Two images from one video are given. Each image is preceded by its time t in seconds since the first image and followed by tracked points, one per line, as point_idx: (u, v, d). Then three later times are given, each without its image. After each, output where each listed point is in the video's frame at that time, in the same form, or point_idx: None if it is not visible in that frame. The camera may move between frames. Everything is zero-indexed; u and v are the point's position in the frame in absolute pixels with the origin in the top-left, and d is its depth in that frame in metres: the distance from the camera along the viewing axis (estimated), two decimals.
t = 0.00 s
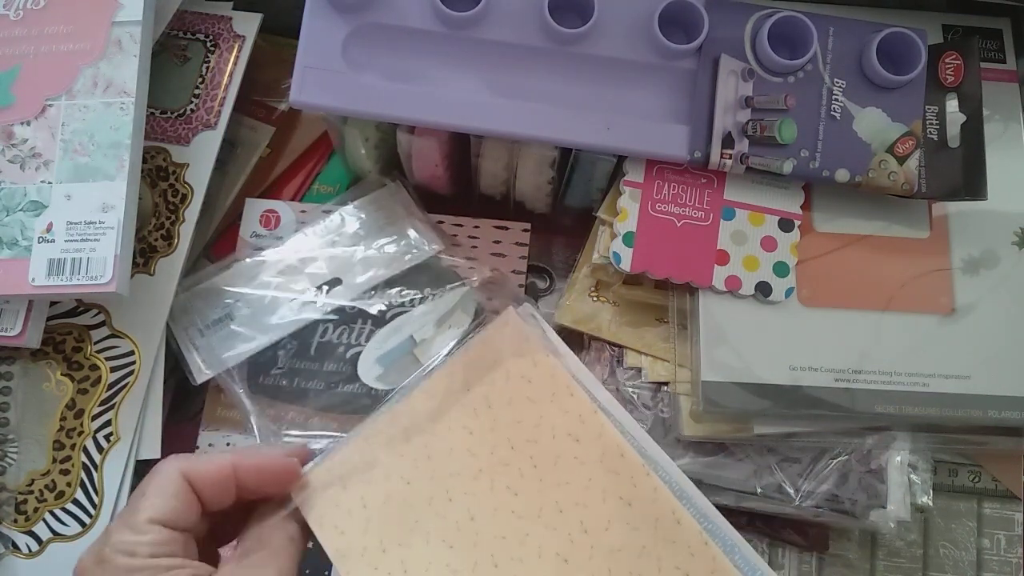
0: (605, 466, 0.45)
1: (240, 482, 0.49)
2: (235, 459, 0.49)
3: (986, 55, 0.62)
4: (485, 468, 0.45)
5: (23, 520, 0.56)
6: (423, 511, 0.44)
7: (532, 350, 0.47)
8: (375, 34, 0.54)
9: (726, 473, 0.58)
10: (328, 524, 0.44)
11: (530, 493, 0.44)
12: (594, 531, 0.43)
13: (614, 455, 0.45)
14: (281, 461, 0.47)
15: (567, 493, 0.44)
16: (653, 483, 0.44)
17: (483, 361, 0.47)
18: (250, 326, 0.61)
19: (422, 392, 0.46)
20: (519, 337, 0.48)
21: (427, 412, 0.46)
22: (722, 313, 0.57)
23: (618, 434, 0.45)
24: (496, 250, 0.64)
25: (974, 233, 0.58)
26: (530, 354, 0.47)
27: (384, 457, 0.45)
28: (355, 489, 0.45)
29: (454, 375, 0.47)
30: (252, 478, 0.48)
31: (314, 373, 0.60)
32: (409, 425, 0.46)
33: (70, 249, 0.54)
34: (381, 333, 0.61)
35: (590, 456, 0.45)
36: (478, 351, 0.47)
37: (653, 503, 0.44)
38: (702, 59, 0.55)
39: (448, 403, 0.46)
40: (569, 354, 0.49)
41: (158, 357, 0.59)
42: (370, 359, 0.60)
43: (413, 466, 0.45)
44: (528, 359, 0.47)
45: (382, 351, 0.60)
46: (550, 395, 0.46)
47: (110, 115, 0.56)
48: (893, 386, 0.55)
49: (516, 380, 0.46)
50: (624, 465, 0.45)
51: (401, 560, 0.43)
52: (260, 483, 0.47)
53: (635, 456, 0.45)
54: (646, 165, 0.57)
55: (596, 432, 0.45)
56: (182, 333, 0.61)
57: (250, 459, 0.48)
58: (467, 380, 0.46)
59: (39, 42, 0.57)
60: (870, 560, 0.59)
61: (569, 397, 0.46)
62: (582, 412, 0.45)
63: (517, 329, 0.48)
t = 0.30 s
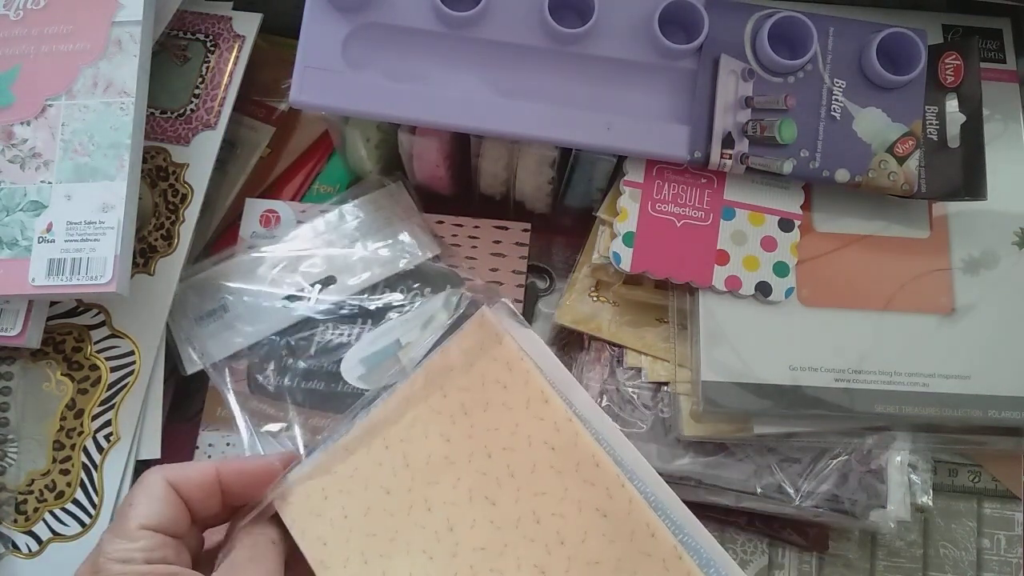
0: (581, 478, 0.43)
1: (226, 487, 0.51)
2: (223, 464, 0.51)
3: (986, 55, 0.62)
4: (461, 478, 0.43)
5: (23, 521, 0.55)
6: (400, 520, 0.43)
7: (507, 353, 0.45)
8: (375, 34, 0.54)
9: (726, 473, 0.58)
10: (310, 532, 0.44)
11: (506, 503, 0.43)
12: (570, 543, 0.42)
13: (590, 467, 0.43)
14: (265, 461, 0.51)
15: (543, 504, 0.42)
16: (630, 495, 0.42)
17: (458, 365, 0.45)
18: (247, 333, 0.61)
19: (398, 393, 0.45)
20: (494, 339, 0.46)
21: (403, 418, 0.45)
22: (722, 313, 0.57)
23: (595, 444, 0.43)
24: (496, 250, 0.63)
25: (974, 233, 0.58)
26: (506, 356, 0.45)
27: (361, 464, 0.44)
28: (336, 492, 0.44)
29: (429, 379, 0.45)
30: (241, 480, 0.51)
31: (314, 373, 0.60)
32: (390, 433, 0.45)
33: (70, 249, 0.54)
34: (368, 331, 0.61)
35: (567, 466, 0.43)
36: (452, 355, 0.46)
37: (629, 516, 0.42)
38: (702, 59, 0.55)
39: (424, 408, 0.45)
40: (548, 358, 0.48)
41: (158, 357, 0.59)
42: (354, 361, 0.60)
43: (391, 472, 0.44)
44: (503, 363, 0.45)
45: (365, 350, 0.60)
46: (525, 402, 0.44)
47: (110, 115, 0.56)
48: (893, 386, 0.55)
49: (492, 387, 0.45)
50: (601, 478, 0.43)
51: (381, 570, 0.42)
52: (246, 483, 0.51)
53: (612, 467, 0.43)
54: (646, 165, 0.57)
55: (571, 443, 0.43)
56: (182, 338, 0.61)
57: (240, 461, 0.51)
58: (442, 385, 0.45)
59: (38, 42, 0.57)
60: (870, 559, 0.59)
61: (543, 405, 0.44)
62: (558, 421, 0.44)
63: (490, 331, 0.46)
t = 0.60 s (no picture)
0: (598, 463, 0.42)
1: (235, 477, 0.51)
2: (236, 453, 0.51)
3: (986, 55, 0.62)
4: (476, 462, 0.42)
5: (23, 521, 0.55)
6: (411, 504, 0.41)
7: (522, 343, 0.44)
8: (375, 34, 0.54)
9: (726, 473, 0.58)
10: (316, 514, 0.42)
11: (521, 487, 0.42)
12: (586, 528, 0.41)
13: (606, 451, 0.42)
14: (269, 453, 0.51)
15: (560, 488, 0.41)
16: (647, 480, 0.42)
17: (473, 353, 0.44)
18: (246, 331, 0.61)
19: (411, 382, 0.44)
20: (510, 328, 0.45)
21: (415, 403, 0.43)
22: (722, 313, 0.57)
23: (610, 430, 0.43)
24: (496, 250, 0.63)
25: (974, 233, 0.58)
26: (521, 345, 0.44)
27: (370, 447, 0.42)
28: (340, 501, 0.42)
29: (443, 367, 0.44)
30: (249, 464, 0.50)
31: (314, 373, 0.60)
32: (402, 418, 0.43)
33: (70, 249, 0.54)
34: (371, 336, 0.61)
35: (583, 452, 0.42)
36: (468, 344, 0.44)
37: (646, 500, 0.41)
38: (702, 59, 0.55)
39: (437, 394, 0.43)
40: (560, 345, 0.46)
41: (158, 357, 0.59)
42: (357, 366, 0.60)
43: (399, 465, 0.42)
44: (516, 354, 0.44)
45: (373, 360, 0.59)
46: (541, 391, 0.43)
47: (109, 115, 0.56)
48: (893, 386, 0.55)
49: (508, 375, 0.43)
50: (618, 462, 0.42)
51: (392, 552, 0.41)
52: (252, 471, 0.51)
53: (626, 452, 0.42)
54: (646, 165, 0.57)
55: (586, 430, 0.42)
56: (181, 338, 0.61)
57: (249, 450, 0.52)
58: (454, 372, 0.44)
59: (39, 42, 0.57)
60: (870, 559, 0.59)
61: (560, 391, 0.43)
62: (573, 408, 0.43)
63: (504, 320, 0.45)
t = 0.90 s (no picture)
0: (606, 447, 0.46)
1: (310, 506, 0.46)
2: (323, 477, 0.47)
3: (986, 55, 0.62)
4: (493, 445, 0.47)
5: (23, 520, 0.56)
6: (428, 486, 0.46)
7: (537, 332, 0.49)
8: (375, 34, 0.54)
9: (726, 472, 0.58)
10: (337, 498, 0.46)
11: (532, 470, 0.46)
12: (593, 509, 0.45)
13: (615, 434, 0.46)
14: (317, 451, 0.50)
15: (568, 470, 0.46)
16: (653, 461, 0.46)
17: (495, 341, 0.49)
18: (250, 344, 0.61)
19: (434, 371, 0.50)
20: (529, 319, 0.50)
21: (440, 390, 0.49)
22: (722, 313, 0.57)
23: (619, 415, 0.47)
24: (496, 250, 0.63)
25: (974, 233, 0.58)
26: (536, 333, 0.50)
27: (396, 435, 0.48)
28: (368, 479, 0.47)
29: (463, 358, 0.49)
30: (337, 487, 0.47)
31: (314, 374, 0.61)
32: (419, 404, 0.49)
33: (70, 249, 0.54)
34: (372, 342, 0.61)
35: (592, 435, 0.46)
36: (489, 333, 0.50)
37: (651, 480, 0.45)
38: (702, 59, 0.55)
39: (461, 384, 0.49)
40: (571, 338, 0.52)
41: (158, 357, 0.59)
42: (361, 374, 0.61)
43: (422, 444, 0.47)
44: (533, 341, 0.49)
45: (384, 374, 0.60)
46: (553, 376, 0.48)
47: (109, 115, 0.56)
48: (893, 386, 0.55)
49: (522, 363, 0.49)
50: (626, 446, 0.46)
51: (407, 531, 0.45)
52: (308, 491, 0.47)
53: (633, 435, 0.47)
54: (646, 165, 0.57)
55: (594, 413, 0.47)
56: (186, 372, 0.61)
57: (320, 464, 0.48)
58: (476, 361, 0.49)
59: (38, 42, 0.57)
60: (870, 559, 0.59)
61: (573, 377, 0.48)
62: (585, 393, 0.47)
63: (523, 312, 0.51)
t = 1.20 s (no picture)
0: (619, 443, 0.43)
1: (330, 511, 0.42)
2: (365, 483, 0.43)
3: (986, 55, 0.62)
4: (499, 440, 0.43)
5: (23, 520, 0.55)
6: (428, 480, 0.43)
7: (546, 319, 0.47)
8: (375, 34, 0.54)
9: (726, 472, 0.58)
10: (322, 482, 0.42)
11: (538, 469, 0.42)
12: (604, 510, 0.41)
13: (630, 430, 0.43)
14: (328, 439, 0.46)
15: (578, 470, 0.42)
16: (668, 463, 0.42)
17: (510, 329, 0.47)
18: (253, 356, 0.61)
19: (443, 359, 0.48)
20: (544, 314, 0.47)
21: (446, 385, 0.45)
22: (722, 313, 0.57)
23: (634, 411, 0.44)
24: (496, 251, 0.63)
25: (974, 233, 0.58)
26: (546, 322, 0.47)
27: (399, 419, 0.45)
28: (387, 472, 0.44)
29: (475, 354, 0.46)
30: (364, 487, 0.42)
31: (315, 370, 0.60)
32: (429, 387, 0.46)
33: (70, 249, 0.54)
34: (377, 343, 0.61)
35: (605, 433, 0.43)
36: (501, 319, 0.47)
37: (666, 481, 0.42)
38: (702, 59, 0.55)
39: (471, 376, 0.45)
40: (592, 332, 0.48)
41: (159, 357, 0.59)
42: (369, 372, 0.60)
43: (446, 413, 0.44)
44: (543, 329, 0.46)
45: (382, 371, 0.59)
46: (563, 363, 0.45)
47: (110, 115, 0.56)
48: (893, 386, 0.55)
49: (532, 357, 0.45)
50: (639, 444, 0.43)
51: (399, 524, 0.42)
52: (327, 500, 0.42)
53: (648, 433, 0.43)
54: (646, 165, 0.57)
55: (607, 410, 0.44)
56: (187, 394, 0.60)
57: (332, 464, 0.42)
58: (484, 350, 0.46)
59: (39, 42, 0.57)
60: (870, 560, 0.59)
61: (584, 369, 0.45)
62: (597, 386, 0.44)
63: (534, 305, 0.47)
